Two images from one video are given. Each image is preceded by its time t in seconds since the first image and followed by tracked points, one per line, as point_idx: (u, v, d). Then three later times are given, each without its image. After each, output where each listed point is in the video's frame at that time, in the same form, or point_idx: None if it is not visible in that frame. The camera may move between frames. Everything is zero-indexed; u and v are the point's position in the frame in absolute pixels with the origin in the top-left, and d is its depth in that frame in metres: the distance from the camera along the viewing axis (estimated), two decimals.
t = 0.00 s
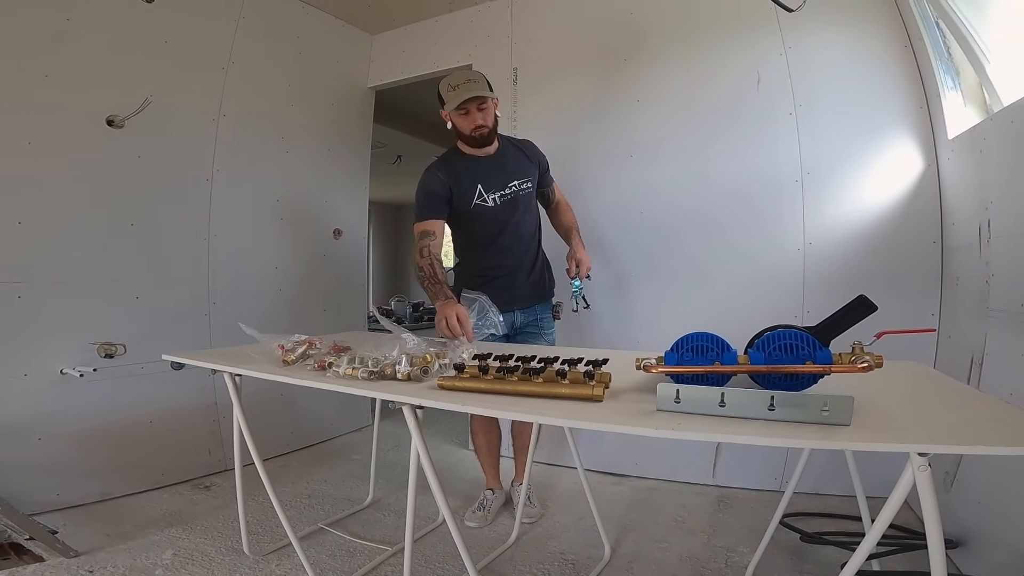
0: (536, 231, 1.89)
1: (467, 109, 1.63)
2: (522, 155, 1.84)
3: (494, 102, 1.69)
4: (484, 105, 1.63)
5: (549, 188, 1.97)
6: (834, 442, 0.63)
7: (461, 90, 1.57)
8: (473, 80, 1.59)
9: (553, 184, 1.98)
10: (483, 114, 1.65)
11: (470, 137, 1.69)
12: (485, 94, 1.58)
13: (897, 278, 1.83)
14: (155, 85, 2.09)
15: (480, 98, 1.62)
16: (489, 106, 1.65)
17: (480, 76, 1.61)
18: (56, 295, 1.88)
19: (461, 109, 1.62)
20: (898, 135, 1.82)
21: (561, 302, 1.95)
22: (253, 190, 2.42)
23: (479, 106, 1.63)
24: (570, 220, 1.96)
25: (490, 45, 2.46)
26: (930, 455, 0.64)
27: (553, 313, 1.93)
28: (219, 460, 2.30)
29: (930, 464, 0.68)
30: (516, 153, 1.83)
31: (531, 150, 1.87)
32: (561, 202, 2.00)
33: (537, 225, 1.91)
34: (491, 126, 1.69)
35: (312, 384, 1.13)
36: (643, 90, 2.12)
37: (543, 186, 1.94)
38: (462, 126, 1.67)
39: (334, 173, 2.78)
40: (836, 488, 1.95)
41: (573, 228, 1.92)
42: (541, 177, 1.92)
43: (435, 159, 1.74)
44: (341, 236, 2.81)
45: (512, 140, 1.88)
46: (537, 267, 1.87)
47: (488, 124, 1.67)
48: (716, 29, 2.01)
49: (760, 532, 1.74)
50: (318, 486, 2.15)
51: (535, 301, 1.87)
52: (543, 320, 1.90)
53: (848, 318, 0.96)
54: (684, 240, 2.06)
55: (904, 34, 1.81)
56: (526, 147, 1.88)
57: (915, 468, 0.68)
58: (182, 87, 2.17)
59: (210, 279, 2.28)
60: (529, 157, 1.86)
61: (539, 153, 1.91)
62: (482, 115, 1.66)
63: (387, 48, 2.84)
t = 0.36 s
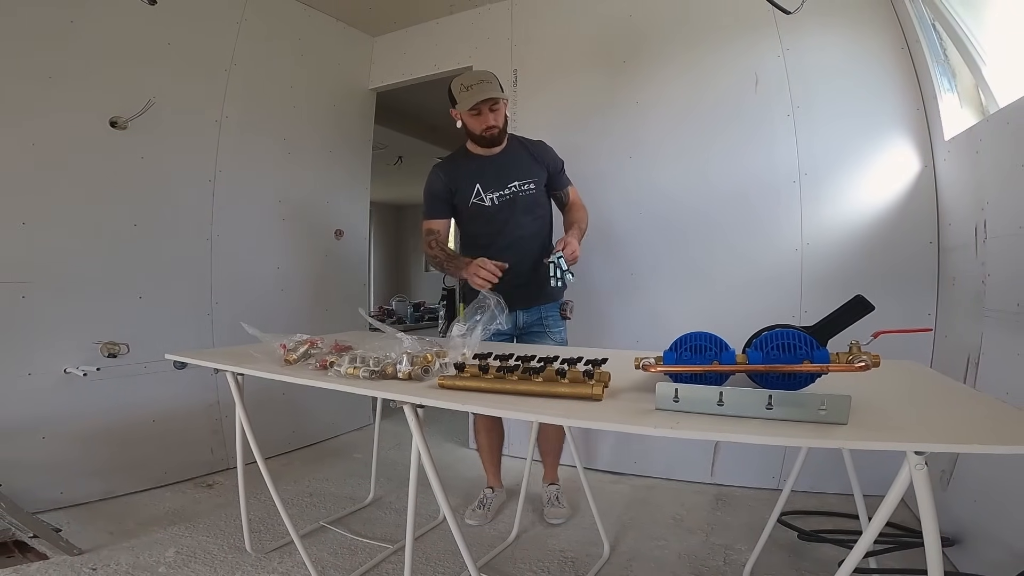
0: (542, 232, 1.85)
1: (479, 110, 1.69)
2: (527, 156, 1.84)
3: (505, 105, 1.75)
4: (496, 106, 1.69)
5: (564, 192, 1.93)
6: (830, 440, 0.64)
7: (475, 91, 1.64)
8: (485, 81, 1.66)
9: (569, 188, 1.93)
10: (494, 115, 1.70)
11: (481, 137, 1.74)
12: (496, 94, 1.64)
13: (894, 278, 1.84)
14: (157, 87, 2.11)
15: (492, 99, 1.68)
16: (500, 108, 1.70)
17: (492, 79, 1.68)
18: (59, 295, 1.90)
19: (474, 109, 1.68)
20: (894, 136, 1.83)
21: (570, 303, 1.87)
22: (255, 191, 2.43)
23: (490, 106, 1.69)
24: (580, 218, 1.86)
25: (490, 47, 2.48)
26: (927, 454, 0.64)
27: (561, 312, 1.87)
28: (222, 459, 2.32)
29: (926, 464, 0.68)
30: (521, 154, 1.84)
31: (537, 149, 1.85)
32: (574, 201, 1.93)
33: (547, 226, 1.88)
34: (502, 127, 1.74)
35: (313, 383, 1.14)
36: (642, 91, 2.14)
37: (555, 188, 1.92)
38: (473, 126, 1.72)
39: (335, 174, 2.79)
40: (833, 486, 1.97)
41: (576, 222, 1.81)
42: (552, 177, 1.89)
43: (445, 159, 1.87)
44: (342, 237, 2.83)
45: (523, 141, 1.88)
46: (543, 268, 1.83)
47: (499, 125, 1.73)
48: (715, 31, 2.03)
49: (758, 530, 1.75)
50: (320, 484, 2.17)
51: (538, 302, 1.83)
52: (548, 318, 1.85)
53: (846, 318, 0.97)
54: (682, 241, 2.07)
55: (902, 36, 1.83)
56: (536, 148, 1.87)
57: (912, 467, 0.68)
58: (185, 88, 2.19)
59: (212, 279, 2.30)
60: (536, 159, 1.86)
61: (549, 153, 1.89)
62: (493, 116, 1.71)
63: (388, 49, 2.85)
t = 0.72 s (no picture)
0: (569, 237, 1.78)
1: (512, 103, 1.65)
2: (562, 155, 1.77)
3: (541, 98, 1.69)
4: (530, 100, 1.65)
5: (601, 198, 1.79)
6: (830, 440, 0.64)
7: (508, 83, 1.60)
8: (521, 73, 1.61)
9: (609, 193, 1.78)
10: (527, 109, 1.66)
11: (512, 130, 1.71)
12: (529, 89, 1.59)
13: (893, 278, 1.84)
14: (157, 87, 2.11)
15: (526, 93, 1.63)
16: (535, 103, 1.65)
17: (530, 72, 1.63)
18: (60, 295, 1.90)
19: (506, 101, 1.65)
20: (894, 136, 1.83)
21: (599, 311, 1.78)
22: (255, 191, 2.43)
23: (524, 100, 1.64)
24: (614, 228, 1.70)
25: (490, 47, 2.48)
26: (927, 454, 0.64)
27: (588, 320, 1.79)
28: (222, 459, 2.32)
29: (926, 464, 0.68)
30: (557, 153, 1.77)
31: (575, 150, 1.75)
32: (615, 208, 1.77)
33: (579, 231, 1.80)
34: (535, 122, 1.69)
35: (313, 383, 1.14)
36: (642, 90, 2.14)
37: (592, 193, 1.80)
38: (505, 119, 1.69)
39: (336, 174, 2.80)
40: (833, 486, 1.97)
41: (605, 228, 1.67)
42: (591, 180, 1.78)
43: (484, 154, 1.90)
44: (342, 236, 2.83)
45: (564, 140, 1.79)
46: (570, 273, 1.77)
47: (530, 120, 1.69)
48: (715, 30, 2.03)
49: (758, 529, 1.75)
50: (320, 484, 2.17)
51: (563, 309, 1.76)
52: (574, 328, 1.77)
53: (845, 318, 0.97)
54: (683, 241, 2.07)
55: (902, 36, 1.83)
56: (575, 147, 1.77)
57: (912, 467, 0.68)
58: (185, 88, 2.19)
59: (213, 280, 2.30)
60: (573, 159, 1.77)
61: (591, 153, 1.78)
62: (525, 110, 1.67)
63: (388, 49, 2.85)
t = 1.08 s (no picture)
0: (590, 243, 1.75)
1: (573, 90, 1.63)
2: (601, 158, 1.71)
3: (604, 94, 1.66)
4: (591, 92, 1.62)
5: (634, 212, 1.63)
6: (830, 440, 0.63)
7: (574, 69, 1.58)
8: (591, 62, 1.58)
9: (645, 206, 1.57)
10: (585, 101, 1.64)
11: (565, 118, 1.69)
12: (592, 79, 1.57)
13: (893, 278, 1.85)
14: (157, 87, 2.11)
15: (590, 83, 1.61)
16: (595, 96, 1.63)
17: (602, 63, 1.60)
18: (61, 295, 1.90)
19: (567, 87, 1.63)
20: (895, 136, 1.83)
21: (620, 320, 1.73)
22: (255, 191, 2.43)
23: (585, 90, 1.62)
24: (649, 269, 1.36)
25: (490, 48, 2.48)
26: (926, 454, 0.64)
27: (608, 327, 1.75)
28: (221, 459, 2.32)
29: (926, 464, 0.68)
30: (598, 154, 1.71)
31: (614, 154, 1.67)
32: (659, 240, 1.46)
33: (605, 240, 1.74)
34: (590, 117, 1.66)
35: (313, 383, 1.14)
36: (642, 90, 2.14)
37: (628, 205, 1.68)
38: (560, 106, 1.68)
39: (336, 174, 2.80)
40: (832, 486, 1.97)
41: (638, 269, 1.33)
42: (627, 190, 1.67)
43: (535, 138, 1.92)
44: (342, 236, 2.83)
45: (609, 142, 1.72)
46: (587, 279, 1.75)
47: (586, 113, 1.66)
48: (716, 30, 2.03)
49: (758, 529, 1.76)
50: (320, 484, 2.17)
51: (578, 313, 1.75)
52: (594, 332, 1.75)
53: (845, 318, 0.97)
54: (683, 241, 2.07)
55: (901, 36, 1.83)
56: (618, 151, 1.68)
57: (912, 467, 0.68)
58: (184, 88, 2.19)
59: (213, 280, 2.30)
60: (611, 165, 1.68)
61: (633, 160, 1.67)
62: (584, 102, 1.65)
63: (388, 49, 2.86)
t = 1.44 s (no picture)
0: (588, 250, 1.76)
1: (591, 95, 1.63)
2: (604, 167, 1.69)
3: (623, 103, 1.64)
4: (609, 101, 1.61)
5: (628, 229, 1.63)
6: (830, 440, 0.63)
7: (595, 74, 1.57)
8: (615, 70, 1.56)
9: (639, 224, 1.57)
10: (601, 109, 1.63)
11: (580, 122, 1.69)
12: (611, 89, 1.56)
13: (893, 278, 1.85)
14: (157, 87, 2.11)
15: (609, 92, 1.59)
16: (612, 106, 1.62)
17: (626, 72, 1.58)
18: (61, 295, 1.90)
19: (586, 91, 1.63)
20: (895, 136, 1.83)
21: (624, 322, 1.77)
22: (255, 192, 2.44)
23: (603, 98, 1.61)
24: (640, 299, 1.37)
25: (490, 48, 2.48)
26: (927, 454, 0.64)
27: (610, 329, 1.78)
28: (222, 459, 2.32)
29: (926, 464, 0.68)
30: (603, 163, 1.70)
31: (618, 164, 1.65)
32: (650, 263, 1.45)
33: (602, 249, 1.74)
34: (603, 126, 1.66)
35: (313, 383, 1.14)
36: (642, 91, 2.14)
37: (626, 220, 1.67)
38: (577, 109, 1.68)
39: (336, 174, 2.80)
40: (832, 486, 1.97)
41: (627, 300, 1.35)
42: (624, 204, 1.64)
43: (550, 133, 1.93)
44: (342, 237, 2.84)
45: (615, 150, 1.70)
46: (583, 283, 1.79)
47: (600, 121, 1.65)
48: (716, 30, 2.03)
49: (758, 529, 1.76)
50: (320, 484, 2.17)
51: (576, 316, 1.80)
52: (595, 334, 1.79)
53: (845, 318, 0.97)
54: (683, 240, 2.07)
55: (901, 36, 1.83)
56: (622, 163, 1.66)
57: (912, 467, 0.68)
58: (184, 88, 2.19)
59: (213, 280, 2.30)
60: (614, 176, 1.67)
61: (633, 173, 1.64)
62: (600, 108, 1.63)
63: (388, 49, 2.86)
